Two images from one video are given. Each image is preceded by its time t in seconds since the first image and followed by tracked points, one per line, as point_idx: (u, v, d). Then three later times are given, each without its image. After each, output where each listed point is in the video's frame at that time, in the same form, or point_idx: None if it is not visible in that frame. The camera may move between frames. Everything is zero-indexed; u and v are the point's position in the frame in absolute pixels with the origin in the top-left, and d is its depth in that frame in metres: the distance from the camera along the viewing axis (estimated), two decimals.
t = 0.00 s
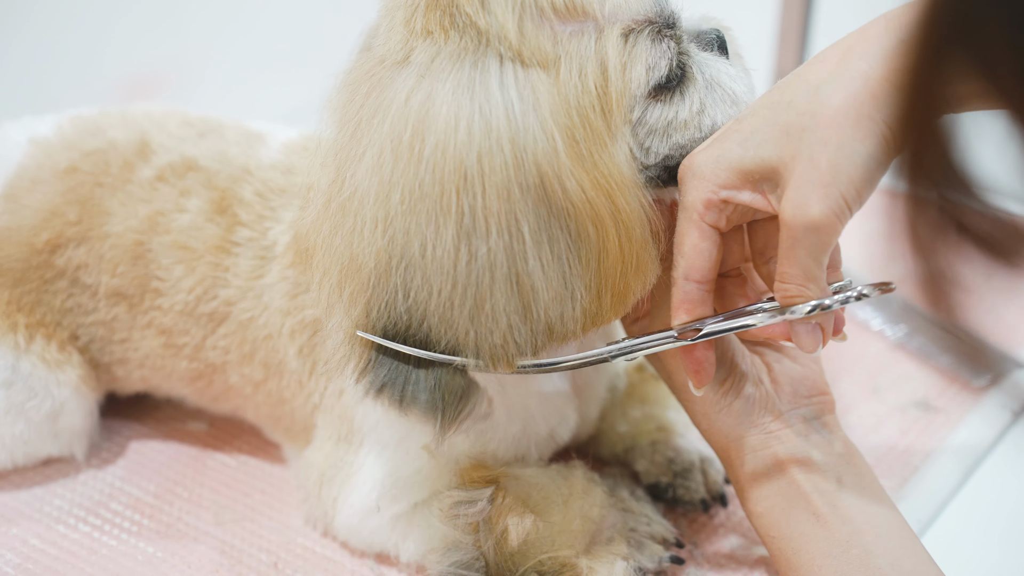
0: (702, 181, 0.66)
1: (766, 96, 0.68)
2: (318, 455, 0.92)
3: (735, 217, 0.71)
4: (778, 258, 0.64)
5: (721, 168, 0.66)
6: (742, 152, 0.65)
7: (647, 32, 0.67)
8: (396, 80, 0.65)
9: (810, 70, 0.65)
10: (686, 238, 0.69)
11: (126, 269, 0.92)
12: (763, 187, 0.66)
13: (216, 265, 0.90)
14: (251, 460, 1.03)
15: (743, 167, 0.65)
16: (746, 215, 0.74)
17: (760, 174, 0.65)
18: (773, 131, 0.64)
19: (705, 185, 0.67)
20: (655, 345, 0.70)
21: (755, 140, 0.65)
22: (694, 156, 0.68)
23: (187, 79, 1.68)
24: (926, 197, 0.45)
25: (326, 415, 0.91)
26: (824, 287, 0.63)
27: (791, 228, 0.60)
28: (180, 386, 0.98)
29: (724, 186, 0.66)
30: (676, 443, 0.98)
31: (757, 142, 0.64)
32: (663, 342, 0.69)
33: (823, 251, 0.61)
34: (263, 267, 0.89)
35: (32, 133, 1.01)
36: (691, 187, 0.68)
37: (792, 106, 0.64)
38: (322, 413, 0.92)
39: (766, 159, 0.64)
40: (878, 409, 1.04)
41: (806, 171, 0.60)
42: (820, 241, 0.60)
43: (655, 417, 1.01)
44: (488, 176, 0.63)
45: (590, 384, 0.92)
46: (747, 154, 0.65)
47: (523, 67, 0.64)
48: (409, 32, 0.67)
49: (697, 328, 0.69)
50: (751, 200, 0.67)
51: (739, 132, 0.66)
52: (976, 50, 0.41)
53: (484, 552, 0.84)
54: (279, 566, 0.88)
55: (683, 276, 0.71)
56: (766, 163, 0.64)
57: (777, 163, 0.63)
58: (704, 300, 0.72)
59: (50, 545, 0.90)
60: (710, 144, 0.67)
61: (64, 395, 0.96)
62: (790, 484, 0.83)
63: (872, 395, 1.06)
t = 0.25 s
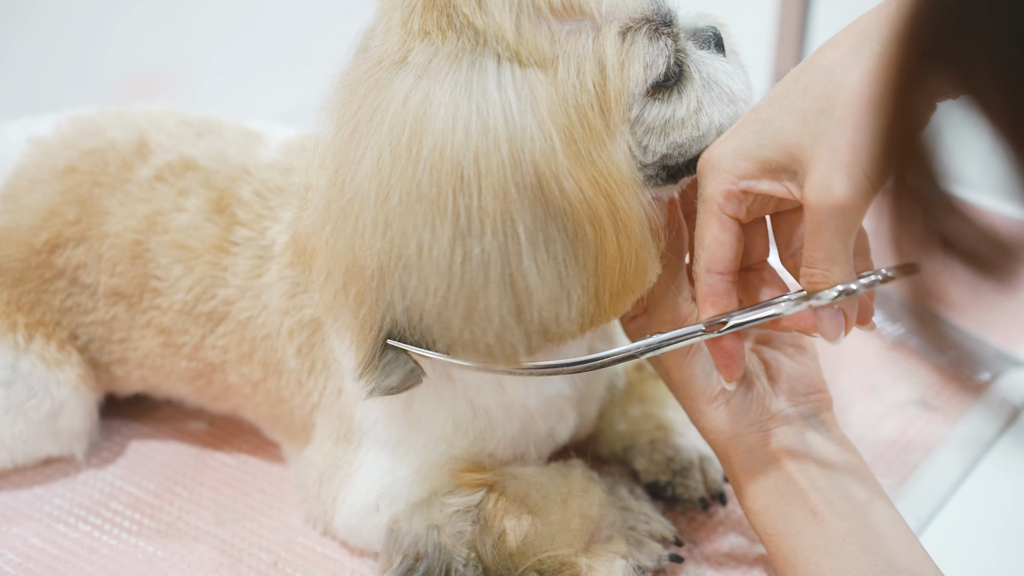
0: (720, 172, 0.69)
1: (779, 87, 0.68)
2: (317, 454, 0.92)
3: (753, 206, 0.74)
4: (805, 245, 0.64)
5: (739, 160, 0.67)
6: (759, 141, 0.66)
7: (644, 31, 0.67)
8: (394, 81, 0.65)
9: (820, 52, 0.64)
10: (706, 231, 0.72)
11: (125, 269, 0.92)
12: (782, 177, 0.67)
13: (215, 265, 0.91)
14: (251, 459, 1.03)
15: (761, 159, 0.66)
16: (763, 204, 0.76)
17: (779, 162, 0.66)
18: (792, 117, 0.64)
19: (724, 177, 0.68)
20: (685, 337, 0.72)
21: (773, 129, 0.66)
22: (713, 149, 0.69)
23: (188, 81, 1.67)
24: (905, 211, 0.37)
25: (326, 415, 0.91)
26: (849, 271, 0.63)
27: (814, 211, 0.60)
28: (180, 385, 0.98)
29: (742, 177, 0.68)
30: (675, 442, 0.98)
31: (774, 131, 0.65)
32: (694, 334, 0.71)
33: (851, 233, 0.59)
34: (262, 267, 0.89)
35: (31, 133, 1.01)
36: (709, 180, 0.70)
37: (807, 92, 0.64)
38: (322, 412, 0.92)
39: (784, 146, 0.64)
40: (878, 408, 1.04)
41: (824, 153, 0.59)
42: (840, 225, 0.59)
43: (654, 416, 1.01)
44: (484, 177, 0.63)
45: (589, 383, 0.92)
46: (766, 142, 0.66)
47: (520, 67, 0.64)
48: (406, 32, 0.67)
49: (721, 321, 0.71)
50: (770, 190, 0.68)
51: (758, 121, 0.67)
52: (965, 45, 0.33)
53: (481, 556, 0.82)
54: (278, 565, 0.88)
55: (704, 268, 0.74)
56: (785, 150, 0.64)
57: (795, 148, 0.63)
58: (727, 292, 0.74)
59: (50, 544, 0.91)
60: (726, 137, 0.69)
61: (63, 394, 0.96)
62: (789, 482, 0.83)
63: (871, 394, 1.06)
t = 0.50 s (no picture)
0: (683, 198, 0.68)
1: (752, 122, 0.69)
2: (318, 454, 0.93)
3: (710, 240, 0.72)
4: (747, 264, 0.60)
5: (703, 186, 0.66)
6: (725, 171, 0.66)
7: (643, 32, 0.67)
8: (394, 82, 0.65)
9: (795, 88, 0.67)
10: (660, 257, 0.69)
11: (126, 269, 0.93)
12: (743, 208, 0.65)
13: (216, 265, 0.91)
14: (252, 460, 1.03)
15: (725, 187, 0.65)
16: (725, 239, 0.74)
17: (740, 193, 0.64)
18: (759, 149, 0.64)
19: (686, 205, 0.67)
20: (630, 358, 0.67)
21: (739, 159, 0.65)
22: (680, 180, 0.69)
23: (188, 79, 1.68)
24: (904, 206, 0.42)
25: (326, 415, 0.92)
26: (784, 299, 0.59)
27: (765, 233, 0.58)
28: (181, 386, 0.98)
29: (704, 205, 0.66)
30: (675, 442, 0.98)
31: (740, 160, 0.65)
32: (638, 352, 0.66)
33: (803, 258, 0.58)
34: (263, 267, 0.90)
35: (32, 134, 1.01)
36: (670, 207, 0.68)
37: (777, 125, 0.65)
38: (322, 413, 0.92)
39: (747, 173, 0.64)
40: (878, 408, 1.04)
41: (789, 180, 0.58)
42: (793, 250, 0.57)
43: (655, 416, 1.01)
44: (485, 176, 0.63)
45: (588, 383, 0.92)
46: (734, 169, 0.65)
47: (521, 67, 0.64)
48: (406, 34, 0.67)
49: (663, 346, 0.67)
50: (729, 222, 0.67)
51: (725, 152, 0.67)
52: (958, 50, 0.36)
53: (483, 556, 0.82)
54: (280, 566, 0.88)
55: (653, 295, 0.70)
56: (748, 178, 0.64)
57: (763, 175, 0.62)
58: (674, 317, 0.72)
59: (53, 545, 0.91)
60: (695, 167, 0.69)
61: (64, 395, 0.97)
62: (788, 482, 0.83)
63: (871, 394, 1.06)
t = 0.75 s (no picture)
0: (695, 203, 0.69)
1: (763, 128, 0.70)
2: (319, 453, 0.92)
3: (722, 245, 0.74)
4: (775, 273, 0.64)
5: (715, 193, 0.68)
6: (737, 177, 0.67)
7: (643, 30, 0.68)
8: (394, 81, 0.65)
9: (806, 97, 0.66)
10: (673, 259, 0.72)
11: (127, 268, 0.93)
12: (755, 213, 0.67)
13: (217, 264, 0.91)
14: (253, 459, 1.03)
15: (737, 193, 0.67)
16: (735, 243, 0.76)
17: (753, 198, 0.66)
18: (770, 157, 0.66)
19: (698, 208, 0.69)
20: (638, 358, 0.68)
21: (750, 166, 0.67)
22: (692, 182, 0.70)
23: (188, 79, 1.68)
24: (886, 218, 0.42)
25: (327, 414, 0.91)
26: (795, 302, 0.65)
27: (782, 249, 0.62)
28: (182, 385, 0.98)
29: (716, 210, 0.68)
30: (676, 440, 0.98)
31: (751, 167, 0.67)
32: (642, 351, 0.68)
33: (812, 276, 0.63)
34: (264, 265, 0.90)
35: (33, 134, 1.01)
36: (682, 212, 0.70)
37: (789, 132, 0.66)
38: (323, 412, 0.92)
39: (758, 181, 0.66)
40: (878, 406, 1.04)
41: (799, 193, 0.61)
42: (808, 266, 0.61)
43: (656, 415, 1.01)
44: (484, 175, 0.63)
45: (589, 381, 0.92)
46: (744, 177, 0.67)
47: (520, 66, 0.64)
48: (406, 33, 0.67)
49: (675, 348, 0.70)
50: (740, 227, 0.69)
51: (735, 158, 0.68)
52: (940, 61, 0.35)
53: (484, 555, 0.82)
54: (281, 565, 0.88)
55: (666, 296, 0.73)
56: (759, 187, 0.66)
57: (771, 183, 0.65)
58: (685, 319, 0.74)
59: (54, 545, 0.91)
60: (706, 170, 0.70)
61: (65, 394, 0.96)
62: (788, 480, 0.83)
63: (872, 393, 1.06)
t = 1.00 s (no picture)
0: (704, 224, 0.71)
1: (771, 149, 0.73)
2: (315, 455, 0.92)
3: (730, 266, 0.76)
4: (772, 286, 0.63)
5: (724, 213, 0.70)
6: (744, 196, 0.69)
7: (639, 32, 0.68)
8: (390, 84, 0.65)
9: (809, 115, 0.72)
10: (680, 282, 0.72)
11: (123, 270, 0.92)
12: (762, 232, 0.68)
13: (213, 266, 0.91)
14: (249, 462, 1.03)
15: (747, 213, 0.68)
16: (744, 266, 0.77)
17: (763, 218, 0.68)
18: (778, 172, 0.69)
19: (707, 229, 0.70)
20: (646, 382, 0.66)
21: (759, 182, 0.70)
22: (701, 207, 0.72)
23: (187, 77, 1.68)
24: (874, 242, 0.44)
25: (323, 416, 0.91)
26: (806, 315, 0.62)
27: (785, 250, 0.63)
28: (177, 388, 0.98)
29: (725, 230, 0.70)
30: (673, 443, 0.97)
31: (759, 185, 0.69)
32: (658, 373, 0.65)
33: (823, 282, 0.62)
34: (260, 267, 0.90)
35: (28, 135, 1.01)
36: (693, 232, 0.71)
37: (794, 150, 0.70)
38: (319, 414, 0.91)
39: (768, 198, 0.67)
40: (875, 408, 1.04)
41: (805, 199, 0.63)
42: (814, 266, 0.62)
43: (652, 417, 1.00)
44: (482, 177, 0.63)
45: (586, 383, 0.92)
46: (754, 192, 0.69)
47: (517, 69, 0.64)
48: (403, 36, 0.67)
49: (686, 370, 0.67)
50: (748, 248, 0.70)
51: (745, 179, 0.71)
52: (924, 87, 0.37)
53: (480, 557, 0.83)
54: (277, 568, 0.88)
55: (674, 320, 0.73)
56: (769, 204, 0.67)
57: (778, 199, 0.67)
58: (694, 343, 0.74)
59: (50, 548, 0.90)
60: (717, 194, 0.72)
61: (61, 396, 0.96)
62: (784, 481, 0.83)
63: (869, 394, 1.05)
